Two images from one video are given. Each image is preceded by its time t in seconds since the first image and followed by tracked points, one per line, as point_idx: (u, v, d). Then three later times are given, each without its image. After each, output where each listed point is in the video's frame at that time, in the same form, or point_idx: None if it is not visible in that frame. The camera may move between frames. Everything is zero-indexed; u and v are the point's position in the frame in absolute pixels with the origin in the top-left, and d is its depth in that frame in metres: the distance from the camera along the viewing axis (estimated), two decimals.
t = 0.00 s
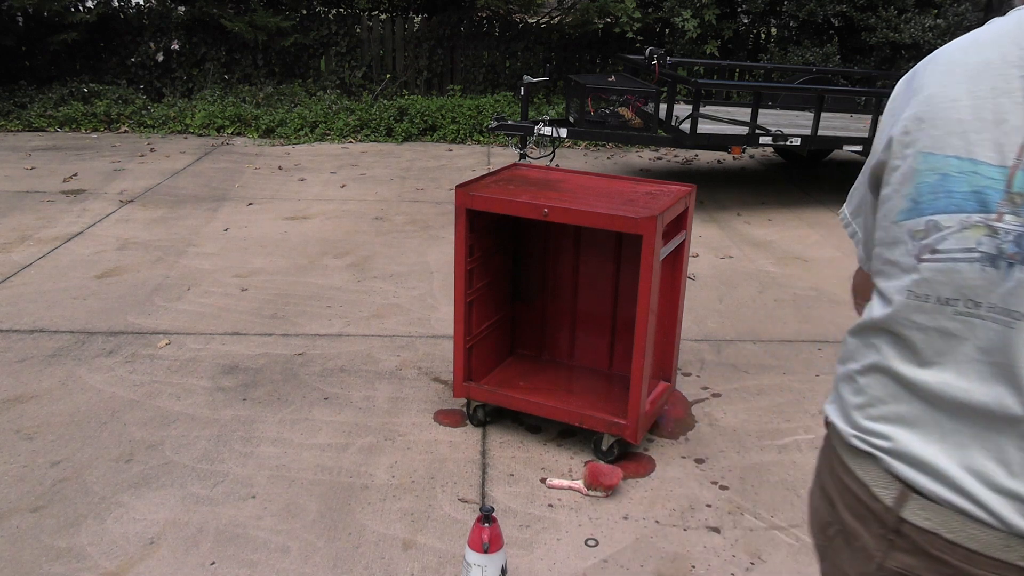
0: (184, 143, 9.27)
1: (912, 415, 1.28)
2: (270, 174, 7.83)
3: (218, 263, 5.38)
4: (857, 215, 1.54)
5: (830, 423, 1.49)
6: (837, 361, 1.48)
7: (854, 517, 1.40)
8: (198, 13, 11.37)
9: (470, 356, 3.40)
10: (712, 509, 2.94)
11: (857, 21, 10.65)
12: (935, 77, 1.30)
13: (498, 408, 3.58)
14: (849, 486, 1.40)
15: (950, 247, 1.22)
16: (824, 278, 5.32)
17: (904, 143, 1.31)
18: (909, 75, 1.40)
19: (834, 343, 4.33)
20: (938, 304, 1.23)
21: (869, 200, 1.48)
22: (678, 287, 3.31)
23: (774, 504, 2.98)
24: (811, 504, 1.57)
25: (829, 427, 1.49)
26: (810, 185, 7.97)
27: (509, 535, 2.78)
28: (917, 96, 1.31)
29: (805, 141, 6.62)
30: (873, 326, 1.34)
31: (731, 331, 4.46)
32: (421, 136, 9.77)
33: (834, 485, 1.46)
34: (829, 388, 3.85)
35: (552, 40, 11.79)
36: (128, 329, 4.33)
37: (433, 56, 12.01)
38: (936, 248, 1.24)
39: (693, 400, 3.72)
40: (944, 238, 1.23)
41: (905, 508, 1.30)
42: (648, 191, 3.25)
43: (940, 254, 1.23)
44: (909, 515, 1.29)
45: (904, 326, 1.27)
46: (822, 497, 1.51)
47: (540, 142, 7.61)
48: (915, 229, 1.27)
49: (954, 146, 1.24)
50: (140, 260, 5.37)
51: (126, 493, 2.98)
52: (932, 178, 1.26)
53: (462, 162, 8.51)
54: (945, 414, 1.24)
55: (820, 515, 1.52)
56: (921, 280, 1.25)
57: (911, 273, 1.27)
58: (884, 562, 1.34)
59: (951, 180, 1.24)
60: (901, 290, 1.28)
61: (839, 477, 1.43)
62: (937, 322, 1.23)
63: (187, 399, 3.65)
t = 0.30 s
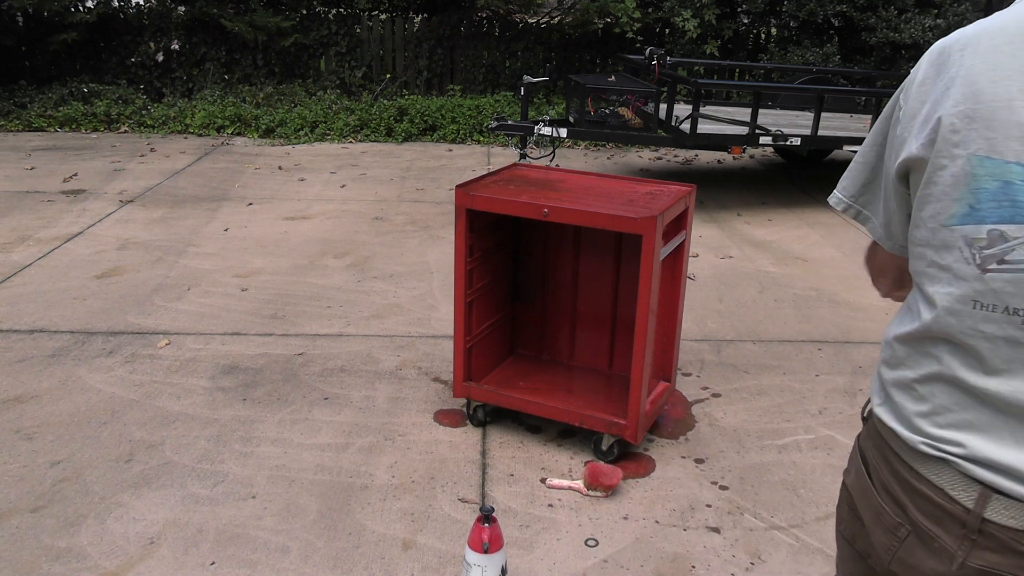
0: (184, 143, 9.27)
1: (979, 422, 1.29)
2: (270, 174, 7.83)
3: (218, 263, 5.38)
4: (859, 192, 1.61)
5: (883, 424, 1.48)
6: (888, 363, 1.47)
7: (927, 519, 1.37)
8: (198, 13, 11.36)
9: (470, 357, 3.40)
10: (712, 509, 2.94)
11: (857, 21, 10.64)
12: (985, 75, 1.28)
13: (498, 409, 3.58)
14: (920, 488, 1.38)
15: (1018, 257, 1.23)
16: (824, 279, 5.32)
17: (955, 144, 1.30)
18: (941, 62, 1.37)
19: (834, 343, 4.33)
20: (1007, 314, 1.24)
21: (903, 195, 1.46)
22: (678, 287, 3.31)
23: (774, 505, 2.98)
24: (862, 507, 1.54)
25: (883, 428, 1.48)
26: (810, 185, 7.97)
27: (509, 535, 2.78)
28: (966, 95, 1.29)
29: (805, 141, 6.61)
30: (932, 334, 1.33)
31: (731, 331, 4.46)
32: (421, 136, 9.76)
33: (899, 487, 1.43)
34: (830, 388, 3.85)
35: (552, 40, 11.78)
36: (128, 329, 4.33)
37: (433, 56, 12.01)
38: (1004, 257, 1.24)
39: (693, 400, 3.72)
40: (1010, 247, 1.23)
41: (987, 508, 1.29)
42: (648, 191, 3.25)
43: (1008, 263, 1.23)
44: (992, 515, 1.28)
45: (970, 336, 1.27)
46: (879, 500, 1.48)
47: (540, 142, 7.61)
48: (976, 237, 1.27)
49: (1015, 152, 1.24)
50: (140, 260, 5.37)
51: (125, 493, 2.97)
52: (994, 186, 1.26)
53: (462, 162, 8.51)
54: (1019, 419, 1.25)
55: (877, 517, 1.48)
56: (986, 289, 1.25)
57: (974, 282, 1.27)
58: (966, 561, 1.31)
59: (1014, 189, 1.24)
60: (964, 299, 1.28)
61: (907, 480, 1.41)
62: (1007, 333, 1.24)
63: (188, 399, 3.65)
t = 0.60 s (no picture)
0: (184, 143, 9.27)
1: (966, 402, 1.31)
2: (270, 174, 7.83)
3: (218, 263, 5.39)
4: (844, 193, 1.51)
5: (877, 406, 1.48)
6: (878, 345, 1.47)
7: (926, 490, 1.37)
8: (198, 13, 11.37)
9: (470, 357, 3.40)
10: (712, 509, 2.94)
11: (857, 21, 10.64)
12: (954, 68, 1.28)
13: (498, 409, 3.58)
14: (917, 459, 1.37)
15: (996, 242, 1.24)
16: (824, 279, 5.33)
17: (930, 134, 1.30)
18: (910, 52, 1.36)
19: (833, 343, 4.34)
20: (988, 297, 1.25)
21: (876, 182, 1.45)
22: (678, 287, 3.31)
23: (774, 504, 2.98)
24: (860, 489, 1.51)
25: (877, 409, 1.48)
26: (809, 185, 7.97)
27: (509, 534, 2.78)
28: (938, 87, 1.29)
29: (805, 141, 6.62)
30: (918, 317, 1.34)
31: (731, 331, 4.46)
32: (421, 136, 9.76)
33: (896, 462, 1.42)
34: (830, 388, 3.85)
35: (552, 40, 11.78)
36: (128, 329, 4.33)
37: (433, 56, 12.01)
38: (983, 243, 1.25)
39: (693, 400, 3.72)
40: (988, 233, 1.25)
41: (987, 474, 1.29)
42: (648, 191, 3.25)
43: (988, 249, 1.25)
44: (991, 480, 1.29)
45: (954, 318, 1.29)
46: (878, 481, 1.46)
47: (540, 142, 7.62)
48: (956, 224, 1.28)
49: (989, 142, 1.25)
50: (141, 260, 5.37)
51: (126, 493, 2.97)
52: (969, 175, 1.26)
53: (462, 161, 8.51)
54: (1005, 396, 1.28)
55: (875, 495, 1.46)
56: (967, 273, 1.27)
57: (955, 266, 1.28)
58: (969, 527, 1.31)
59: (990, 177, 1.25)
60: (946, 282, 1.29)
61: (904, 453, 1.40)
62: (989, 315, 1.25)
63: (188, 398, 3.65)
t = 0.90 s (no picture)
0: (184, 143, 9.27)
1: (927, 375, 1.39)
2: (270, 174, 7.83)
3: (218, 263, 5.39)
4: (790, 176, 1.64)
5: (850, 385, 1.54)
6: (848, 327, 1.54)
7: (896, 462, 1.44)
8: (198, 13, 11.37)
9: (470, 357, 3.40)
10: (711, 509, 2.94)
11: (857, 21, 10.63)
12: (902, 65, 1.37)
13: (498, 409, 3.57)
14: (888, 432, 1.45)
15: (946, 224, 1.33)
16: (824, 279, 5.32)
17: (882, 127, 1.39)
18: (861, 50, 1.45)
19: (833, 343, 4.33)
20: (941, 276, 1.34)
21: (834, 174, 1.54)
22: (678, 287, 3.31)
23: (774, 504, 2.98)
24: (836, 467, 1.58)
25: (850, 387, 1.54)
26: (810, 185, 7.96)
27: (509, 534, 2.78)
28: (888, 83, 1.38)
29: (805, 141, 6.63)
30: (880, 298, 1.42)
31: (731, 331, 4.46)
32: (421, 136, 9.76)
33: (867, 437, 1.49)
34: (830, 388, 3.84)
35: (552, 40, 11.78)
36: (128, 329, 4.33)
37: (433, 56, 12.01)
38: (934, 225, 1.34)
39: (692, 400, 3.72)
40: (939, 216, 1.34)
41: (953, 444, 1.37)
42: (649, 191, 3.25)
43: (938, 230, 1.34)
44: (957, 449, 1.36)
45: (913, 297, 1.37)
46: (852, 455, 1.53)
47: (540, 142, 7.62)
48: (909, 208, 1.37)
49: (935, 132, 1.34)
50: (141, 260, 5.37)
51: (125, 493, 2.97)
52: (919, 163, 1.36)
53: (462, 161, 8.51)
54: (962, 370, 1.35)
55: (850, 470, 1.53)
56: (922, 255, 1.36)
57: (910, 249, 1.37)
58: (938, 495, 1.38)
59: (938, 165, 1.34)
60: (903, 265, 1.38)
61: (874, 428, 1.47)
62: (943, 292, 1.34)
63: (188, 399, 3.65)
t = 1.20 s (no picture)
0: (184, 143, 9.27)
1: (910, 358, 1.41)
2: (270, 174, 7.83)
3: (218, 263, 5.39)
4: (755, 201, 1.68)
5: (836, 370, 1.56)
6: (829, 317, 1.57)
7: (884, 442, 1.46)
8: (198, 13, 11.38)
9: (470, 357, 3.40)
10: (711, 509, 2.94)
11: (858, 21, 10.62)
12: (859, 67, 1.42)
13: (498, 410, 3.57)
14: (874, 414, 1.47)
15: (917, 213, 1.37)
16: (824, 279, 5.32)
17: (846, 130, 1.44)
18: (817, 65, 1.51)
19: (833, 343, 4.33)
20: (917, 263, 1.37)
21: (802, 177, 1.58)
22: (679, 287, 3.31)
23: (774, 504, 2.98)
24: (825, 452, 1.60)
25: (836, 373, 1.56)
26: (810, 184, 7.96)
27: (509, 535, 2.78)
28: (848, 88, 1.43)
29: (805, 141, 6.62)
30: (860, 290, 1.45)
31: (730, 331, 4.46)
32: (421, 136, 9.76)
33: (855, 420, 1.51)
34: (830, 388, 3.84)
35: (552, 40, 11.77)
36: (128, 329, 4.33)
37: (433, 56, 12.01)
38: (904, 216, 1.38)
39: (693, 400, 3.72)
40: (909, 207, 1.38)
41: (938, 421, 1.39)
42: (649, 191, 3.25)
43: (909, 221, 1.37)
44: (943, 427, 1.38)
45: (891, 286, 1.40)
46: (840, 438, 1.55)
47: (540, 142, 7.62)
48: (878, 204, 1.41)
49: (896, 128, 1.38)
50: (141, 260, 5.37)
51: (126, 492, 2.97)
52: (884, 159, 1.39)
53: (462, 161, 8.51)
54: (942, 353, 1.38)
55: (838, 454, 1.55)
56: (897, 246, 1.39)
57: (885, 242, 1.40)
58: (925, 473, 1.40)
59: (902, 159, 1.38)
60: (879, 258, 1.41)
61: (861, 410, 1.49)
62: (921, 278, 1.37)
63: (188, 399, 3.65)
